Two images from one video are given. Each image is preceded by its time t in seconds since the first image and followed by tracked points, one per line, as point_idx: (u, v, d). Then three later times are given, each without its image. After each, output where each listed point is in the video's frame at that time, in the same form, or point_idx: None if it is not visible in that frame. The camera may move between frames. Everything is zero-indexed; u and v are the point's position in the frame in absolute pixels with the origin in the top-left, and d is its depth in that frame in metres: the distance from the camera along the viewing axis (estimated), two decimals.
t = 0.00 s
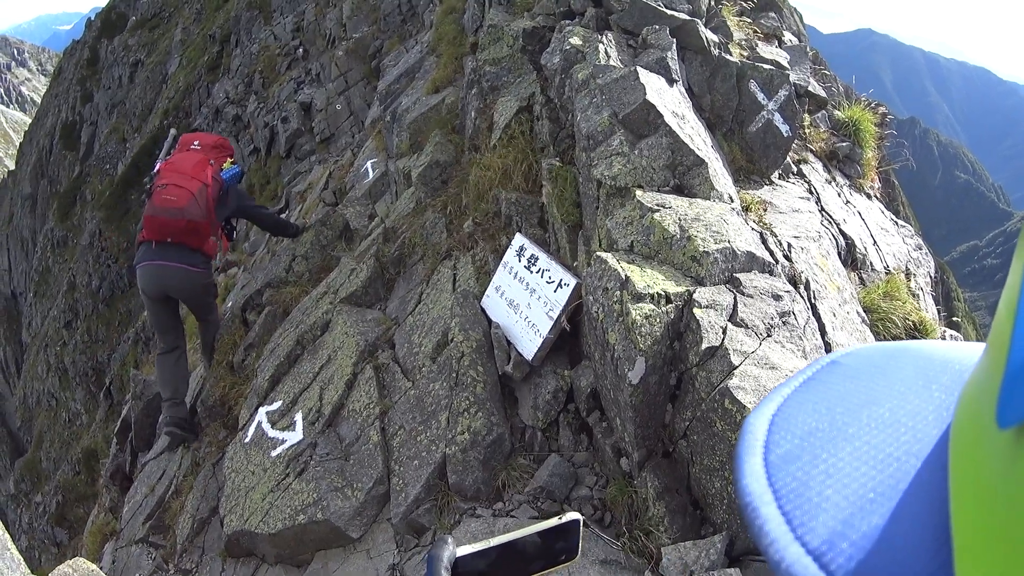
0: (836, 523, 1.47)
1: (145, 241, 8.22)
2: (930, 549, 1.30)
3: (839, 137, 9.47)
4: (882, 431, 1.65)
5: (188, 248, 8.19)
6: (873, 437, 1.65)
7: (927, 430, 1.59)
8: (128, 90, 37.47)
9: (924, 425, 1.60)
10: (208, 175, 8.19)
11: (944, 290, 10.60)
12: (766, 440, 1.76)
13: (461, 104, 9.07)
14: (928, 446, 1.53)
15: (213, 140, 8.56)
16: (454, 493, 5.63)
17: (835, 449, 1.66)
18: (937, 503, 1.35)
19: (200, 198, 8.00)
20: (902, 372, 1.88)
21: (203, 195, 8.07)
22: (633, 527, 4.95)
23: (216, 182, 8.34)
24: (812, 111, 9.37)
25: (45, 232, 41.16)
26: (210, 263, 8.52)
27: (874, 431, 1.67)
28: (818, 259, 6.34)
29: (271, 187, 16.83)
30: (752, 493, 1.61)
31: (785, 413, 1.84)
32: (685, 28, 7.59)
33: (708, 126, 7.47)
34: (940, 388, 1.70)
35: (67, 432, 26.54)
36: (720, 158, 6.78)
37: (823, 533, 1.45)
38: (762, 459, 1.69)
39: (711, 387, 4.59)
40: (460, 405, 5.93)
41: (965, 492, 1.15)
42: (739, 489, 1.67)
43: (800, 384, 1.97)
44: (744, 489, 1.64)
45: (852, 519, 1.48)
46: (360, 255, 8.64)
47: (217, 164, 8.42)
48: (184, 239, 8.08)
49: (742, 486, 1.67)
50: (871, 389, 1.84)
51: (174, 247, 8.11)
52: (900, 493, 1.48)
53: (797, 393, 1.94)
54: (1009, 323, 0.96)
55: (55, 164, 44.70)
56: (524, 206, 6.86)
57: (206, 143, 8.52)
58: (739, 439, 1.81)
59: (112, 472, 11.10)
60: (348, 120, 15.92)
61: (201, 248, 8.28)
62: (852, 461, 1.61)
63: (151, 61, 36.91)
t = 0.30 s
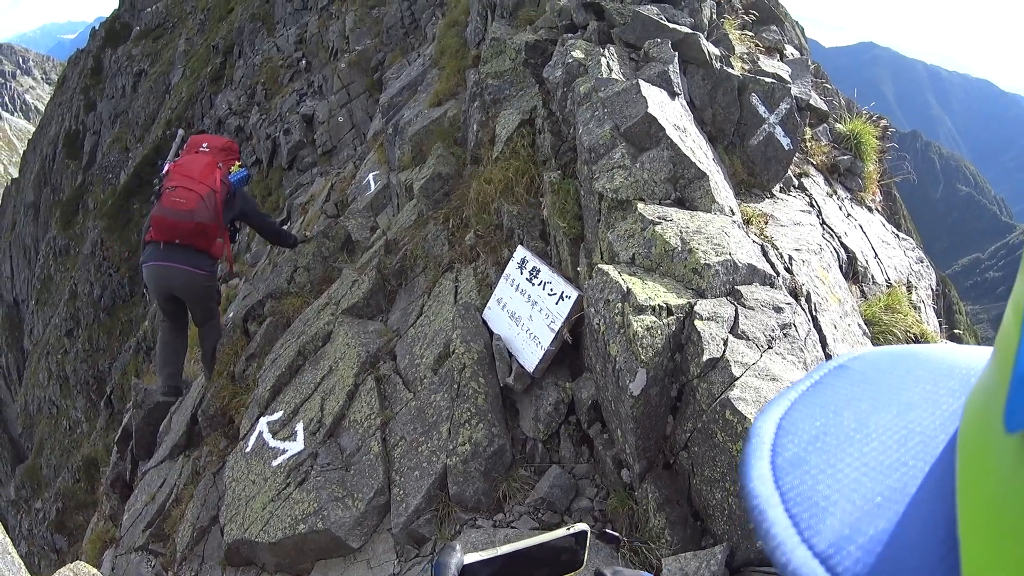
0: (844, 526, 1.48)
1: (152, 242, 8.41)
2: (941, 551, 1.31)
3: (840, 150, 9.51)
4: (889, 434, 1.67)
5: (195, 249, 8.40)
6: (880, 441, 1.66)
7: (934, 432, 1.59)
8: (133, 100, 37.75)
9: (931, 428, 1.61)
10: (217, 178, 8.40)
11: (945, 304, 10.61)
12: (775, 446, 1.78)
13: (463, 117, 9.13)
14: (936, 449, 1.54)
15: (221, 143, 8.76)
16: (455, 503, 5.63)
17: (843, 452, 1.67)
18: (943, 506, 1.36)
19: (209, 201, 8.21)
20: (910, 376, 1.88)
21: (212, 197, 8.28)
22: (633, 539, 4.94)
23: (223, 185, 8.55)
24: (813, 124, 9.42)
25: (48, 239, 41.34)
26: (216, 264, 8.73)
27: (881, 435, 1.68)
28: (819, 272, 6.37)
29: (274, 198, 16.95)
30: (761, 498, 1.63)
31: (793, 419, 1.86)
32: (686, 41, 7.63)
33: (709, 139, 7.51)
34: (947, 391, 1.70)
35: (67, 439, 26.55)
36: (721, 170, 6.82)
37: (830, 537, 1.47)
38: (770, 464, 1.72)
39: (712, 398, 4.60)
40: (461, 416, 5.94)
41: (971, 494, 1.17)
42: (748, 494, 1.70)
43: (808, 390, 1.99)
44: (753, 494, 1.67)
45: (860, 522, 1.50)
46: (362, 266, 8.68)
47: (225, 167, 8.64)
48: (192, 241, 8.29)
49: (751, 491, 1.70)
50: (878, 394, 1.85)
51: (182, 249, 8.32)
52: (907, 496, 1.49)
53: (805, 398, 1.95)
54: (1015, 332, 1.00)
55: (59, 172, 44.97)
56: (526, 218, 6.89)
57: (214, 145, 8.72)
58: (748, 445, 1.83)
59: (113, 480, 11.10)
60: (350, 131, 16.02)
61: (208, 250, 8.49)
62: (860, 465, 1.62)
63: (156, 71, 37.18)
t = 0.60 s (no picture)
0: (844, 533, 1.49)
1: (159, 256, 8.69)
2: (942, 558, 1.31)
3: (839, 156, 9.52)
4: (889, 441, 1.67)
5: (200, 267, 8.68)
6: (881, 448, 1.67)
7: (933, 440, 1.60)
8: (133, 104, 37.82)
9: (931, 435, 1.62)
10: (218, 197, 8.41)
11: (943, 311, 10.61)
12: (775, 454, 1.79)
13: (462, 123, 9.14)
14: (935, 457, 1.54)
15: (224, 154, 8.62)
16: (452, 509, 5.62)
17: (843, 460, 1.68)
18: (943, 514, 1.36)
19: (210, 225, 8.32)
20: (911, 383, 1.89)
21: (213, 219, 8.36)
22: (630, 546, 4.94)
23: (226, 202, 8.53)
24: (812, 131, 9.43)
25: (48, 243, 41.35)
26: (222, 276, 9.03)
27: (882, 443, 1.68)
28: (817, 278, 6.37)
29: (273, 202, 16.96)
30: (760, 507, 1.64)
31: (794, 427, 1.87)
32: (685, 47, 7.64)
33: (707, 146, 7.53)
34: (949, 397, 1.71)
35: (66, 443, 26.53)
36: (719, 176, 6.83)
37: (830, 544, 1.47)
38: (770, 472, 1.72)
39: (709, 405, 4.60)
40: (458, 422, 5.93)
41: (972, 498, 1.17)
42: (748, 502, 1.71)
43: (809, 398, 1.99)
44: (754, 503, 1.68)
45: (861, 529, 1.50)
46: (360, 272, 8.69)
47: (227, 182, 8.57)
48: (196, 260, 8.56)
49: (751, 499, 1.70)
50: (879, 402, 1.86)
51: (187, 267, 8.61)
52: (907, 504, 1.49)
53: (806, 407, 1.96)
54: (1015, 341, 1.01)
55: (59, 176, 45.02)
56: (524, 224, 6.90)
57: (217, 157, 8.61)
58: (748, 453, 1.84)
59: (110, 484, 11.07)
60: (350, 137, 16.05)
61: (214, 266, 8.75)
62: (860, 472, 1.63)
63: (156, 75, 37.26)
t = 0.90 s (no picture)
0: (844, 535, 1.46)
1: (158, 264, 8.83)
2: (943, 562, 1.28)
3: (837, 159, 9.51)
4: (889, 442, 1.65)
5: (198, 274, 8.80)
6: (881, 449, 1.64)
7: (935, 443, 1.57)
8: (131, 108, 37.87)
9: (931, 438, 1.59)
10: (209, 209, 8.38)
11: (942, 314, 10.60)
12: (774, 454, 1.76)
13: (459, 127, 9.13)
14: (936, 459, 1.52)
15: (214, 161, 8.56)
16: (449, 514, 5.59)
17: (842, 461, 1.66)
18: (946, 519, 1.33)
19: (202, 236, 8.34)
20: (911, 384, 1.86)
21: (205, 230, 8.38)
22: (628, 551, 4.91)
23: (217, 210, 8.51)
24: (810, 134, 9.43)
25: (46, 247, 41.35)
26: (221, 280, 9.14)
27: (882, 445, 1.66)
28: (815, 281, 6.35)
29: (271, 206, 16.96)
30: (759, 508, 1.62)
31: (793, 428, 1.84)
32: (682, 50, 7.63)
33: (705, 149, 7.51)
34: (949, 398, 1.69)
35: (65, 448, 26.48)
36: (717, 180, 6.81)
37: (829, 546, 1.44)
38: (769, 473, 1.70)
39: (707, 410, 4.58)
40: (455, 427, 5.89)
41: (972, 500, 1.14)
42: (747, 503, 1.69)
43: (809, 399, 1.97)
44: (753, 504, 1.65)
45: (861, 532, 1.47)
46: (358, 276, 8.67)
47: (218, 190, 8.52)
48: (193, 269, 8.66)
49: (750, 501, 1.68)
50: (879, 403, 1.83)
51: (185, 275, 8.73)
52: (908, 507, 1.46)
53: (805, 408, 1.94)
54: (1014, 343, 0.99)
55: (57, 180, 45.02)
56: (521, 229, 6.89)
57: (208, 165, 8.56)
58: (747, 454, 1.81)
59: (107, 489, 11.02)
60: (348, 141, 16.04)
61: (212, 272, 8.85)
62: (860, 474, 1.60)
63: (154, 79, 37.27)
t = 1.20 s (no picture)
0: (841, 544, 1.43)
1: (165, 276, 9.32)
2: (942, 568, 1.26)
3: (838, 160, 9.49)
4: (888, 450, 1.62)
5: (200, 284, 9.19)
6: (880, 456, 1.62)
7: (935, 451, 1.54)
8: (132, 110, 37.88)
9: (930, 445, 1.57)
10: (198, 225, 8.59)
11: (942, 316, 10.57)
12: (772, 463, 1.73)
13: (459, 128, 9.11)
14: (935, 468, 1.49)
15: (202, 176, 8.67)
16: (450, 518, 5.56)
17: (841, 470, 1.63)
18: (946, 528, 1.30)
19: (194, 252, 8.64)
20: (911, 391, 1.84)
21: (197, 246, 8.67)
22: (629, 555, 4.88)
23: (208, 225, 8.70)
24: (810, 135, 9.40)
25: (47, 249, 41.35)
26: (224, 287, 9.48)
27: (881, 453, 1.63)
28: (816, 283, 6.32)
29: (272, 209, 16.97)
30: (757, 517, 1.59)
31: (791, 436, 1.81)
32: (682, 51, 7.61)
33: (705, 150, 7.49)
34: (949, 407, 1.66)
35: (65, 450, 26.46)
36: (718, 181, 6.79)
37: (828, 555, 1.41)
38: (768, 483, 1.67)
39: (708, 412, 4.55)
40: (456, 430, 5.87)
41: (970, 502, 1.12)
42: (745, 513, 1.66)
43: (807, 407, 1.94)
44: (751, 513, 1.62)
45: (859, 540, 1.44)
46: (358, 278, 8.65)
47: (207, 205, 8.67)
48: (194, 281, 9.06)
49: (748, 510, 1.65)
50: (879, 411, 1.80)
51: (187, 287, 9.17)
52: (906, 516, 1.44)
53: (803, 416, 1.90)
54: (1013, 343, 0.97)
55: (58, 183, 45.02)
56: (521, 230, 6.87)
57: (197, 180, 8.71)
58: (745, 463, 1.78)
59: (107, 493, 10.99)
60: (348, 144, 16.04)
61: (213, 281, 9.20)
62: (859, 483, 1.58)
63: (155, 81, 37.28)
